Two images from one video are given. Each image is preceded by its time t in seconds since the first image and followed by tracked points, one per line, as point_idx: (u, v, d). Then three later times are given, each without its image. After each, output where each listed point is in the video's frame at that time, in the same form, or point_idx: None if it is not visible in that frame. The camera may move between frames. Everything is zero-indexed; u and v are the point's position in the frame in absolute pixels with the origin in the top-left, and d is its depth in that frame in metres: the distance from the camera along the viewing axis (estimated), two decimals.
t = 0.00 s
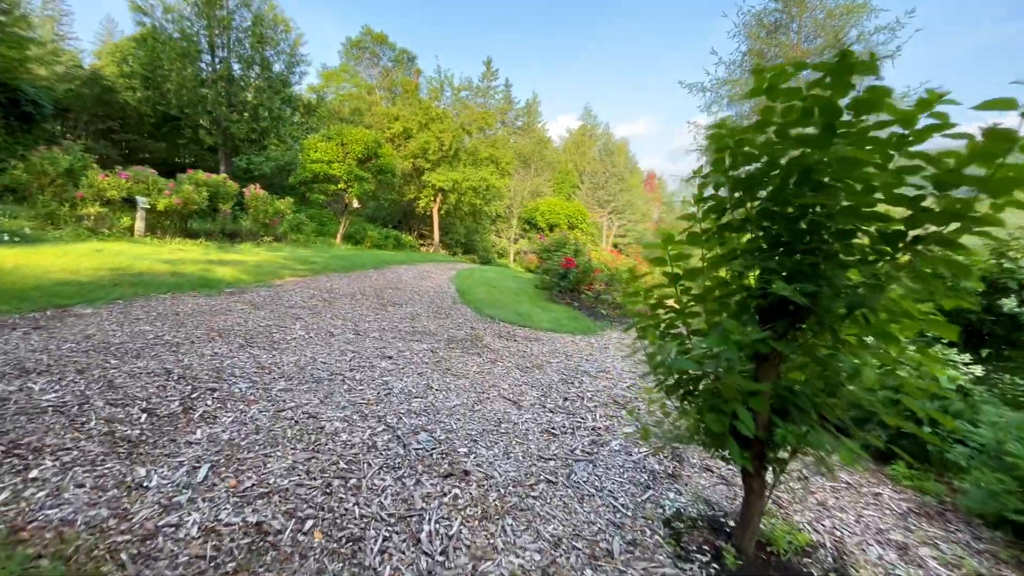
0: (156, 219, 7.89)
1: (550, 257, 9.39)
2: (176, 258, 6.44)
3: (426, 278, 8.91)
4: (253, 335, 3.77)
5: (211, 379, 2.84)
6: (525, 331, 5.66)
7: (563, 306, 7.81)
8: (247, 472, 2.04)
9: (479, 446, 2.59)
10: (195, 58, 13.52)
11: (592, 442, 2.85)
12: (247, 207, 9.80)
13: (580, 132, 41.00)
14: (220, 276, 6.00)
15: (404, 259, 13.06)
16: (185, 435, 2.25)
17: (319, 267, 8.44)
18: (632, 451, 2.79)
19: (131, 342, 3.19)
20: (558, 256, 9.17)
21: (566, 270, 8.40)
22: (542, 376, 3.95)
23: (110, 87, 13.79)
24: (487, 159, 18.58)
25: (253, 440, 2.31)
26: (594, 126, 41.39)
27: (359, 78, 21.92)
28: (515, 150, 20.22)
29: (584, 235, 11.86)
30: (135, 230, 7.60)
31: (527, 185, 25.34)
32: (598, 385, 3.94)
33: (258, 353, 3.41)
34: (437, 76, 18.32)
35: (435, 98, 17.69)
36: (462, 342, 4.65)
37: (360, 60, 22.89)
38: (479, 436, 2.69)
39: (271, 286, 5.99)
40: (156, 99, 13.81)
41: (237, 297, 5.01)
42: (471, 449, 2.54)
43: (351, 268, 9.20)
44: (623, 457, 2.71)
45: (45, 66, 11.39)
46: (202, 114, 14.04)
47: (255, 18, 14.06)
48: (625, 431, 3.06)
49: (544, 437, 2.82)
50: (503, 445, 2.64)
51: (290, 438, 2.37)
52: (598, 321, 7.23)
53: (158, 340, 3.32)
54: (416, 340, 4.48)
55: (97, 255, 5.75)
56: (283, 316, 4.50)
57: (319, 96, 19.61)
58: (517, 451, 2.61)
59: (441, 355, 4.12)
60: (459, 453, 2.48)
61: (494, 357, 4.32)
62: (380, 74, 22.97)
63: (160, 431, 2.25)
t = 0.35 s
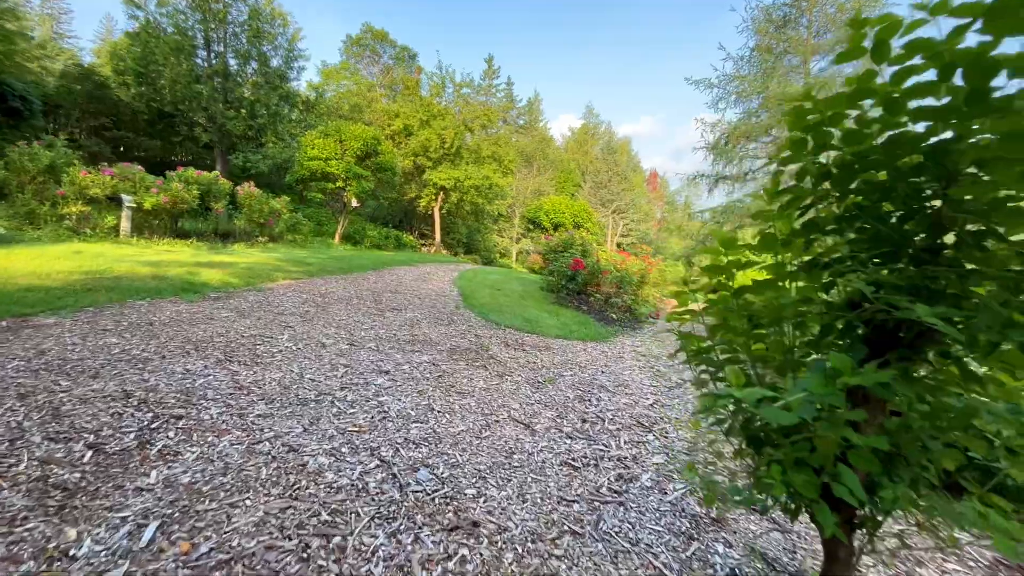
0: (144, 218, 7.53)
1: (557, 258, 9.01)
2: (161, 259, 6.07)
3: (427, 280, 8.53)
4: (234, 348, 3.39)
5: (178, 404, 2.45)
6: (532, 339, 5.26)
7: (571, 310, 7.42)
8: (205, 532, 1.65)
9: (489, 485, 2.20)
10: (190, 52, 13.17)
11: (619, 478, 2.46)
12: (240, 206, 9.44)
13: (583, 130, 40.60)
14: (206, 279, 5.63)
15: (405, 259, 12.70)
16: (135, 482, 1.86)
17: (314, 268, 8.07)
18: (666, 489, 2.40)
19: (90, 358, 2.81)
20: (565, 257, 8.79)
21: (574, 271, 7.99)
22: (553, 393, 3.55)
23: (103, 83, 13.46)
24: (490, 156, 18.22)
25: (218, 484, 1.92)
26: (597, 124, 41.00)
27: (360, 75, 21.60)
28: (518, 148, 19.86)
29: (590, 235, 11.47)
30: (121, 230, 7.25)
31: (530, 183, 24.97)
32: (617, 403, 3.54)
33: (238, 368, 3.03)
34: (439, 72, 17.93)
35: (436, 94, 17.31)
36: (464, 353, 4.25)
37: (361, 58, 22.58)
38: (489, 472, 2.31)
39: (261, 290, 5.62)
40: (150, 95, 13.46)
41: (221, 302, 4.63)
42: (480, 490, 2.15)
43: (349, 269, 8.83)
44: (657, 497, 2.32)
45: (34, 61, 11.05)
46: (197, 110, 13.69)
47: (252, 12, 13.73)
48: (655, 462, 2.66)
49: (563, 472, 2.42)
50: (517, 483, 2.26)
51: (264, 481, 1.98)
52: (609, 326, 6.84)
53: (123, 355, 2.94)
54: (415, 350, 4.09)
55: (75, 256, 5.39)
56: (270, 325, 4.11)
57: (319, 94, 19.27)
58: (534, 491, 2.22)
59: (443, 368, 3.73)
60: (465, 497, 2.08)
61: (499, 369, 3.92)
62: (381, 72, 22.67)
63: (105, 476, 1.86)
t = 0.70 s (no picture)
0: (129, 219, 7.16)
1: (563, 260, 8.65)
2: (144, 264, 5.70)
3: (427, 283, 8.17)
4: (212, 366, 3.03)
5: (134, 442, 2.10)
6: (540, 349, 4.90)
7: (578, 315, 7.07)
8: None
9: (502, 545, 1.84)
10: (183, 48, 12.76)
11: (654, 527, 2.10)
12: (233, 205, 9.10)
13: (584, 129, 40.15)
14: (192, 285, 5.28)
15: (404, 260, 12.35)
16: (67, 552, 1.51)
17: (309, 271, 7.72)
18: (710, 542, 2.03)
19: (37, 386, 2.44)
20: (571, 259, 8.43)
21: (582, 275, 7.63)
22: (568, 416, 3.18)
23: (94, 79, 13.11)
24: (492, 154, 17.83)
25: (170, 554, 1.57)
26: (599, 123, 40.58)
27: (359, 72, 21.20)
28: (520, 146, 19.48)
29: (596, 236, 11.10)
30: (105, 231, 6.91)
31: (532, 182, 24.60)
32: (639, 428, 3.17)
33: (212, 393, 2.67)
34: (439, 68, 17.45)
35: (436, 90, 16.87)
36: (467, 367, 3.89)
37: (360, 56, 22.19)
38: (502, 526, 1.95)
39: (249, 296, 5.26)
40: (142, 91, 13.04)
41: (204, 311, 4.28)
42: (491, 553, 1.80)
43: (345, 272, 8.47)
44: (700, 554, 1.96)
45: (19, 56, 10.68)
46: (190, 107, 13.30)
47: (247, 6, 13.32)
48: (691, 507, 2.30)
49: (588, 522, 2.06)
50: (534, 540, 1.90)
51: (227, 547, 1.62)
52: (619, 333, 6.47)
53: (79, 380, 2.57)
54: (414, 365, 3.73)
55: (49, 261, 5.03)
56: (255, 337, 3.76)
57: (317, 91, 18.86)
58: (554, 550, 1.87)
59: (446, 387, 3.35)
60: (474, 563, 1.73)
61: (504, 386, 3.56)
62: (381, 70, 22.36)
63: (27, 548, 1.51)
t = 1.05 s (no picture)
0: (112, 218, 6.81)
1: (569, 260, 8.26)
2: (126, 266, 5.33)
3: (427, 285, 7.80)
4: (182, 386, 2.65)
5: (73, 491, 1.72)
6: (551, 360, 4.51)
7: (588, 320, 6.68)
8: None
9: None
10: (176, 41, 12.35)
11: None
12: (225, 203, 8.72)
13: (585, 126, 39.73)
14: (176, 289, 4.90)
15: (404, 260, 11.97)
16: None
17: (302, 273, 7.32)
18: None
19: None
20: (579, 260, 8.04)
21: (590, 277, 7.21)
22: (587, 441, 2.82)
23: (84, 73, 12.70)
24: (493, 151, 17.44)
25: None
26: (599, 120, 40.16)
27: (358, 68, 20.78)
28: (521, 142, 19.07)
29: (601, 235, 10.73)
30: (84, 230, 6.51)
31: (533, 180, 24.21)
32: (669, 454, 2.82)
33: (179, 421, 2.30)
34: (439, 62, 17.03)
35: (436, 85, 16.39)
36: (474, 383, 3.51)
37: (359, 52, 21.77)
38: None
39: (236, 301, 4.88)
40: (134, 86, 12.64)
41: (183, 320, 3.89)
42: None
43: (342, 273, 8.08)
44: None
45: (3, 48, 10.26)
46: (184, 102, 12.89)
47: None
48: (743, 559, 1.95)
49: None
50: None
51: None
52: (632, 339, 6.11)
53: (20, 408, 2.19)
54: (415, 382, 3.35)
55: (19, 263, 4.65)
56: (236, 349, 3.38)
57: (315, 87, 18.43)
58: None
59: (450, 407, 2.99)
60: None
61: (515, 405, 3.18)
62: (379, 66, 21.95)
63: None
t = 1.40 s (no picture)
0: (93, 216, 6.43)
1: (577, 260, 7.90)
2: (103, 268, 4.97)
3: (428, 286, 7.43)
4: (144, 413, 2.28)
5: None
6: (563, 371, 4.15)
7: (598, 324, 6.33)
8: None
9: None
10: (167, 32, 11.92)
11: None
12: (216, 200, 8.36)
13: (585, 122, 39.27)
14: (155, 293, 4.53)
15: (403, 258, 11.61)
16: None
17: (296, 273, 6.96)
18: None
19: None
20: (587, 260, 7.67)
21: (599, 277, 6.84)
22: (613, 474, 2.46)
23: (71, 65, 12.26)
24: (495, 147, 17.04)
25: None
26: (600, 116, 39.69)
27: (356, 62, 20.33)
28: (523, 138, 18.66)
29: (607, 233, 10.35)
30: (63, 228, 6.11)
31: (534, 176, 23.81)
32: (706, 489, 2.47)
33: (134, 462, 1.94)
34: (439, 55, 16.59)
35: (435, 79, 15.93)
36: (480, 402, 3.15)
37: (358, 46, 21.32)
38: None
39: (220, 306, 4.52)
40: (123, 78, 12.21)
41: (157, 330, 3.51)
42: None
43: (337, 273, 7.71)
44: None
45: None
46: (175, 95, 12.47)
47: None
48: None
49: None
50: None
51: None
52: (645, 345, 5.76)
53: None
54: (415, 401, 2.99)
55: None
56: (213, 365, 3.01)
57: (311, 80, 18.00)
58: None
59: (454, 434, 2.63)
60: None
61: (527, 429, 2.82)
62: (378, 61, 21.51)
63: None
